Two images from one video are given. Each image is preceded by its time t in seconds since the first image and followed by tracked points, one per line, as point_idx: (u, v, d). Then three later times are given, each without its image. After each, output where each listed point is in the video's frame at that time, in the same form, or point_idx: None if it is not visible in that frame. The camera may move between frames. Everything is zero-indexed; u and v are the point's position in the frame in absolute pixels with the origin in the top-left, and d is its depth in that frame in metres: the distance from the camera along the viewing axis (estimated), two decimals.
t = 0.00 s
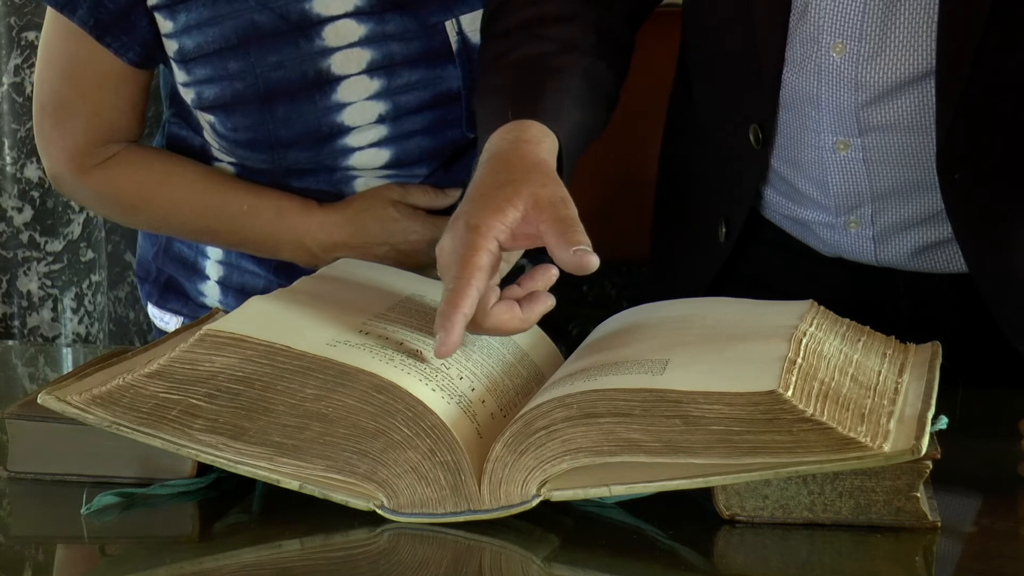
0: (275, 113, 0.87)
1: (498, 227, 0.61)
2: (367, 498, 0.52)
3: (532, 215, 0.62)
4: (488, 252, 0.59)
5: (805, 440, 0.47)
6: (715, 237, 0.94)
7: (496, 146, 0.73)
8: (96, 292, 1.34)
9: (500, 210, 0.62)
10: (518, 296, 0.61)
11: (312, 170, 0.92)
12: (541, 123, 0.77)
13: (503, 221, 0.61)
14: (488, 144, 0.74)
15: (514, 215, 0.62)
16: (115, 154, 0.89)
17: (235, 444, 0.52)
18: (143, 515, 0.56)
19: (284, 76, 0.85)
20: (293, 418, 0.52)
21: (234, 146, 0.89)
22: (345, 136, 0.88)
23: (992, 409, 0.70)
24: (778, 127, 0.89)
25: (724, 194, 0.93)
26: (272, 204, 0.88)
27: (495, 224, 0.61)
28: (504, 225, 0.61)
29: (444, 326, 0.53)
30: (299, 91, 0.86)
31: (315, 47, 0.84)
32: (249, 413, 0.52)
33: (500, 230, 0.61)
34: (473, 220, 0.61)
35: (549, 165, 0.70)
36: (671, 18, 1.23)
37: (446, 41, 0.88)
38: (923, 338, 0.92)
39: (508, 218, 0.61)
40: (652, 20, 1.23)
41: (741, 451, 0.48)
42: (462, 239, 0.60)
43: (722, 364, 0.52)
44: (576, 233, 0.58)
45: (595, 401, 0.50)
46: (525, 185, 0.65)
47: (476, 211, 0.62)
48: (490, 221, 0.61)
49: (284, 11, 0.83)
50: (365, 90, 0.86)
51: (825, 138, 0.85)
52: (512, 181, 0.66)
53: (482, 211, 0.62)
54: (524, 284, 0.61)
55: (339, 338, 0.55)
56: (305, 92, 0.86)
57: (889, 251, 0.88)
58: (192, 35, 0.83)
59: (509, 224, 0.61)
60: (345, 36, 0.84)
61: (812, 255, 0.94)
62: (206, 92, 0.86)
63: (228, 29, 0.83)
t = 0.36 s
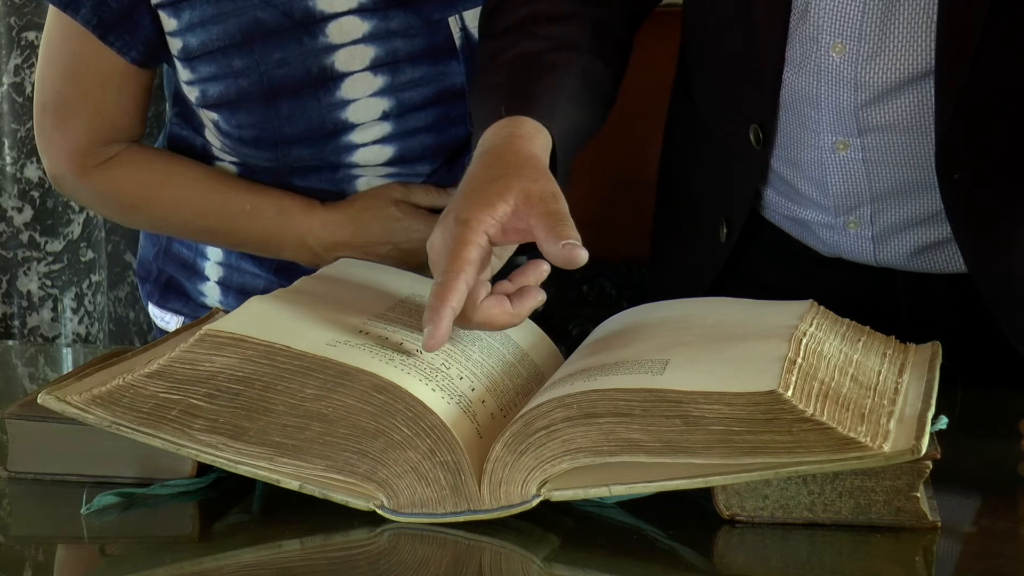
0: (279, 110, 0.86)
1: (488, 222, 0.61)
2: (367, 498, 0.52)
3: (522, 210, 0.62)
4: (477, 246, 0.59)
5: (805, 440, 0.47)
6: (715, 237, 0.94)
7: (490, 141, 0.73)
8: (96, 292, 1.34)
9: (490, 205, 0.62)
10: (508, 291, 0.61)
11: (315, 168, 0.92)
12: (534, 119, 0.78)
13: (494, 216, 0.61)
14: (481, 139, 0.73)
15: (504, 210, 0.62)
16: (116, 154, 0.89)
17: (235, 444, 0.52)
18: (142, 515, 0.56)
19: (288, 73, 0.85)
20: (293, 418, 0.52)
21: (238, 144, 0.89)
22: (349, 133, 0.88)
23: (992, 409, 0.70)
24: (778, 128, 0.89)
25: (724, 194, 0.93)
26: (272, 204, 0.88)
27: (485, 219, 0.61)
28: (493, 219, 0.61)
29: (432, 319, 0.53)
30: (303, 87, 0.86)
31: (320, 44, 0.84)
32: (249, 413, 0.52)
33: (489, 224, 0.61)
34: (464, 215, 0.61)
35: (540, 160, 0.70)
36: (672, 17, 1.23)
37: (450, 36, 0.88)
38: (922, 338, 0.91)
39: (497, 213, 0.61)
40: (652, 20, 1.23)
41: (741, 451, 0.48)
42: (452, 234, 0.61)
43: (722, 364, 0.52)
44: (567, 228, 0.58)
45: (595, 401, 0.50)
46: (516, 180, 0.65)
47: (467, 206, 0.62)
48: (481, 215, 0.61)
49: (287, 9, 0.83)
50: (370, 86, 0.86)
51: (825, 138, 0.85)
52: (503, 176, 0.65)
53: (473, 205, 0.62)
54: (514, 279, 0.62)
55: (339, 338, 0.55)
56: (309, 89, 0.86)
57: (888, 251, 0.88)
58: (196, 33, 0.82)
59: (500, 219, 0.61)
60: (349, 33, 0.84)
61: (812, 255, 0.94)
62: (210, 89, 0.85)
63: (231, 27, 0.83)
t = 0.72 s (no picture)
0: (277, 112, 0.87)
1: (467, 211, 0.61)
2: (367, 498, 0.52)
3: (502, 201, 0.62)
4: (453, 235, 0.59)
5: (805, 440, 0.47)
6: (716, 238, 0.94)
7: (476, 133, 0.72)
8: (96, 292, 1.34)
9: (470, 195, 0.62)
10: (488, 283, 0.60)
11: (314, 169, 0.92)
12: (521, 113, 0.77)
13: (473, 206, 0.61)
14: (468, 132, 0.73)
15: (485, 201, 0.62)
16: (116, 154, 0.89)
17: (235, 444, 0.52)
18: (142, 515, 0.56)
19: (286, 75, 0.85)
20: (293, 418, 0.52)
21: (236, 146, 0.89)
22: (347, 134, 0.88)
23: (992, 409, 0.70)
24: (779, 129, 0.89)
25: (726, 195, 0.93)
26: (272, 204, 0.88)
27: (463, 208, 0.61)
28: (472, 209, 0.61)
29: (404, 305, 0.53)
30: (302, 88, 0.86)
31: (318, 46, 0.84)
32: (249, 412, 0.52)
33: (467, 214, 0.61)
34: (444, 205, 0.62)
35: (524, 154, 0.70)
36: (672, 17, 1.22)
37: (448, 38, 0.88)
38: (923, 338, 0.91)
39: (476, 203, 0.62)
40: (652, 19, 1.22)
41: (741, 451, 0.48)
42: (430, 224, 0.61)
43: (722, 364, 0.52)
44: (545, 218, 0.58)
45: (595, 400, 0.50)
46: (498, 171, 0.65)
47: (447, 195, 0.63)
48: (460, 205, 0.61)
49: (285, 11, 0.83)
50: (368, 88, 0.86)
51: (825, 139, 0.85)
52: (486, 167, 0.65)
53: (453, 195, 0.62)
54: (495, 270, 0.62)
55: (339, 338, 0.55)
56: (307, 91, 0.86)
57: (888, 251, 0.88)
58: (195, 34, 0.83)
59: (479, 209, 0.61)
60: (348, 35, 0.84)
61: (812, 255, 0.94)
62: (208, 91, 0.85)
63: (229, 28, 0.83)
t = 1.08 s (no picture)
0: (274, 115, 0.87)
1: (447, 210, 0.62)
2: (367, 498, 0.52)
3: (482, 199, 0.63)
4: (432, 236, 0.60)
5: (804, 440, 0.47)
6: (718, 238, 0.94)
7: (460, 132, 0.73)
8: (96, 292, 1.34)
9: (449, 193, 0.63)
10: (471, 280, 0.62)
11: (312, 170, 0.91)
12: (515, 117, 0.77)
13: (453, 204, 0.62)
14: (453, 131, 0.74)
15: (465, 199, 0.63)
16: (115, 155, 0.89)
17: (235, 444, 0.52)
18: (143, 515, 0.56)
19: (282, 77, 0.85)
20: (293, 418, 0.52)
21: (233, 148, 0.89)
22: (344, 136, 0.88)
23: (992, 409, 0.70)
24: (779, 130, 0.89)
25: (727, 195, 0.93)
26: (272, 204, 0.88)
27: (443, 208, 0.62)
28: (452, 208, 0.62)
29: (383, 305, 0.54)
30: (298, 91, 0.86)
31: (313, 49, 0.84)
32: (249, 412, 0.52)
33: (446, 213, 0.62)
34: (424, 203, 0.63)
35: (508, 152, 0.71)
36: (670, 17, 1.22)
37: (444, 41, 0.88)
38: (923, 338, 0.91)
39: (456, 201, 0.62)
40: (649, 19, 1.22)
41: (741, 451, 0.48)
42: (411, 222, 0.62)
43: (722, 364, 0.52)
44: (524, 216, 0.59)
45: (595, 401, 0.50)
46: (479, 168, 0.66)
47: (429, 193, 0.64)
48: (440, 203, 0.62)
49: (281, 13, 0.83)
50: (364, 91, 0.86)
51: (825, 139, 0.84)
52: (470, 165, 0.66)
53: (434, 193, 0.63)
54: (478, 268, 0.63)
55: (339, 338, 0.55)
56: (303, 94, 0.86)
57: (889, 252, 0.88)
58: (191, 38, 0.83)
59: (459, 207, 0.62)
60: (344, 38, 0.84)
61: (812, 255, 0.94)
62: (205, 93, 0.86)
63: (225, 32, 0.83)
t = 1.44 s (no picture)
0: (273, 113, 0.87)
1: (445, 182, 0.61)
2: (367, 498, 0.52)
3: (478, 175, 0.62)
4: (427, 202, 0.59)
5: (804, 440, 0.47)
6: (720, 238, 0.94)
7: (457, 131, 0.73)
8: (96, 292, 1.34)
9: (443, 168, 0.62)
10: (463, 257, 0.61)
11: (310, 168, 0.91)
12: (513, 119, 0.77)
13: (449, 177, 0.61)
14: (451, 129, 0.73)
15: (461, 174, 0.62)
16: (114, 153, 0.89)
17: (235, 444, 0.52)
18: (143, 515, 0.56)
19: (281, 75, 0.85)
20: (293, 418, 0.52)
21: (233, 145, 0.89)
22: (343, 134, 0.88)
23: (992, 409, 0.70)
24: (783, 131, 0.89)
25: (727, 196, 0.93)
26: (271, 203, 0.88)
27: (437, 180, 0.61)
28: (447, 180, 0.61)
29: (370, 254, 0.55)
30: (298, 88, 0.86)
31: (312, 47, 0.84)
32: (249, 413, 0.52)
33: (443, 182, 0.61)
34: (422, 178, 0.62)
35: (503, 144, 0.70)
36: (669, 18, 1.22)
37: (443, 38, 0.88)
38: (922, 338, 0.92)
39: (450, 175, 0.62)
40: (648, 20, 1.22)
41: (741, 452, 0.48)
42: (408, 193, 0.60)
43: (722, 364, 0.52)
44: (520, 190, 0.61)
45: (595, 401, 0.50)
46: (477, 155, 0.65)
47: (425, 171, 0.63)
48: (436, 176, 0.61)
49: (280, 11, 0.83)
50: (363, 88, 0.87)
51: (825, 140, 0.84)
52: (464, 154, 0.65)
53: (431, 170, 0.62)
54: (467, 241, 0.62)
55: (339, 338, 0.55)
56: (302, 91, 0.86)
57: (889, 252, 0.88)
58: (189, 36, 0.83)
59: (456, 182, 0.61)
60: (343, 35, 0.84)
61: (812, 256, 0.94)
62: (204, 91, 0.86)
63: (224, 29, 0.83)
